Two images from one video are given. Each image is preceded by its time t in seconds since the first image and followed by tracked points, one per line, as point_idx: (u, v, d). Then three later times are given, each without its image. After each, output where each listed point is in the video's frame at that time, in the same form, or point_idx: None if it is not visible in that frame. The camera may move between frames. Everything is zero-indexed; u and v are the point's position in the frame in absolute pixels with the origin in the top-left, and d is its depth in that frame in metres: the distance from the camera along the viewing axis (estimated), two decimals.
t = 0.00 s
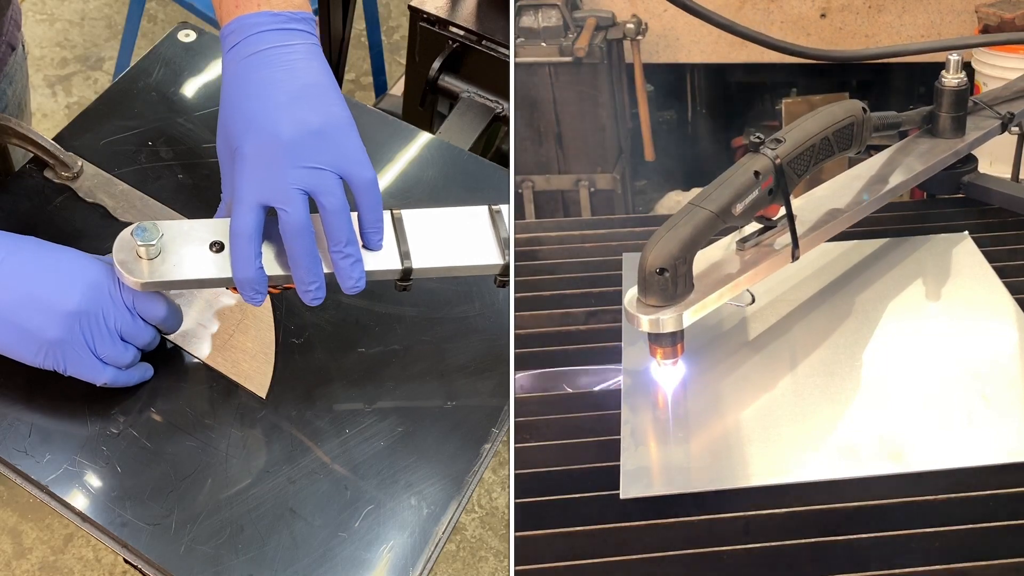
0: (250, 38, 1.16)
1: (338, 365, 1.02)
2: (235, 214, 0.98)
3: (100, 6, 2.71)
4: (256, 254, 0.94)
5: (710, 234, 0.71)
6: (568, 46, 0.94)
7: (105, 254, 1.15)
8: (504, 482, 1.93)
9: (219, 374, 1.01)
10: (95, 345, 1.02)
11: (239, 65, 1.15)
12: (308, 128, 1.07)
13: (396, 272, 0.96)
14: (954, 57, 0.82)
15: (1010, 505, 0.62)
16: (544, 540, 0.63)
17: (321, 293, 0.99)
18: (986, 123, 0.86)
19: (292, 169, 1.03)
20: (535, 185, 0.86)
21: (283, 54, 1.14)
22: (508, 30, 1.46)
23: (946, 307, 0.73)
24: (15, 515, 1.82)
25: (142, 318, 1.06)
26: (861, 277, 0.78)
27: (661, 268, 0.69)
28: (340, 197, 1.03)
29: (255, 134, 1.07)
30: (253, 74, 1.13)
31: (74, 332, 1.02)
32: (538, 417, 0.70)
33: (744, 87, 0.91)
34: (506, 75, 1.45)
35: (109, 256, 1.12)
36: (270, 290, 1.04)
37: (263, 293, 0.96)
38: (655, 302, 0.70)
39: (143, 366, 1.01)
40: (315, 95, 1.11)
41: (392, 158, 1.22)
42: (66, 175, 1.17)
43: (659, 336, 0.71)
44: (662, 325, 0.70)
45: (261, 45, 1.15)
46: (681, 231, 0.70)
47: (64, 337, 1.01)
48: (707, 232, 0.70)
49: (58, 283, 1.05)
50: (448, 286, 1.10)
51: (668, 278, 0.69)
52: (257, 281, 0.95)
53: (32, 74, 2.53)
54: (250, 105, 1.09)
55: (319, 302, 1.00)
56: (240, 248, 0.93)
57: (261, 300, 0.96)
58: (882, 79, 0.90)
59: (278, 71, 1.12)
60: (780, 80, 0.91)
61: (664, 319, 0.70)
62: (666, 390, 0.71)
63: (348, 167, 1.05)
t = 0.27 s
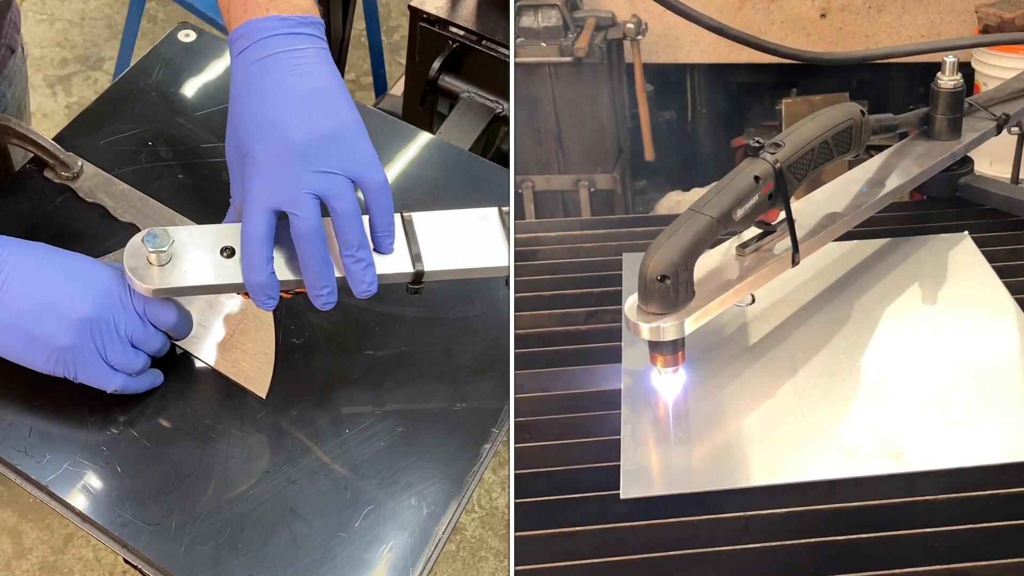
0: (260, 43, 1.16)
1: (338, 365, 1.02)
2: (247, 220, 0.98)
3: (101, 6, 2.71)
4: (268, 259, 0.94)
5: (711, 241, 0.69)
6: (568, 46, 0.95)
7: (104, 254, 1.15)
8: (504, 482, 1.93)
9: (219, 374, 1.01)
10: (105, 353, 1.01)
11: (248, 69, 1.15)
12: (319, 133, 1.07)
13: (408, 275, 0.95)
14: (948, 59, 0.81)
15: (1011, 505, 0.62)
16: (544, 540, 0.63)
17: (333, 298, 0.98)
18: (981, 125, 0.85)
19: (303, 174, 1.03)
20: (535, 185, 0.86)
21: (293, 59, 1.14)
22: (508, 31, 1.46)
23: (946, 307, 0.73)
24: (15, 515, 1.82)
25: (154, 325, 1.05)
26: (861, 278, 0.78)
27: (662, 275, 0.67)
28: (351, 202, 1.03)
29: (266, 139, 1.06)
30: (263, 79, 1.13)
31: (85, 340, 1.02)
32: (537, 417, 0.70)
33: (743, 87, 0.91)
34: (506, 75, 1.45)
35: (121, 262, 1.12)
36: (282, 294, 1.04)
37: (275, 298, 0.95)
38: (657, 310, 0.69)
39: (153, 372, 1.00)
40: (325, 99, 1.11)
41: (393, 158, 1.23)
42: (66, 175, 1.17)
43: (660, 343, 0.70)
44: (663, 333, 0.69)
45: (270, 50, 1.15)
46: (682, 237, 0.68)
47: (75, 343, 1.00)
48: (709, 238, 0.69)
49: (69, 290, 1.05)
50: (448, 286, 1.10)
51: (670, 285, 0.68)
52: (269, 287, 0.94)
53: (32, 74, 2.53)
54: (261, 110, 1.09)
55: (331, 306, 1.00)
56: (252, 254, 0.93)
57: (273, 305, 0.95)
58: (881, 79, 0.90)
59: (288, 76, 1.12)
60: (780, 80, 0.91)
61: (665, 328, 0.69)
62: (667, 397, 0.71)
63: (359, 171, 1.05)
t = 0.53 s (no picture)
0: (268, 47, 1.15)
1: (338, 365, 1.02)
2: (259, 225, 0.97)
3: (101, 6, 2.71)
4: (280, 265, 0.93)
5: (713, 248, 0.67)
6: (568, 46, 0.95)
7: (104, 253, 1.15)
8: (504, 482, 1.93)
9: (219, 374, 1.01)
10: (117, 361, 1.00)
11: (258, 75, 1.14)
12: (330, 137, 1.06)
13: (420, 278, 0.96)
14: (944, 61, 0.80)
15: (1011, 505, 0.62)
16: (544, 540, 0.63)
17: (346, 303, 0.98)
18: (976, 126, 0.84)
19: (315, 179, 1.03)
20: (535, 184, 0.86)
21: (302, 64, 1.14)
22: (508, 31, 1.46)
23: (946, 308, 0.73)
24: (15, 515, 1.82)
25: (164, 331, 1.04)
26: (860, 279, 0.78)
27: (664, 284, 0.65)
28: (363, 206, 1.02)
29: (277, 144, 1.06)
30: (272, 84, 1.12)
31: (97, 347, 1.01)
32: (537, 416, 0.70)
33: (743, 87, 0.91)
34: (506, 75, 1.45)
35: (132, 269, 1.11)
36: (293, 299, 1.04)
37: (289, 304, 0.95)
38: (659, 318, 0.67)
39: (164, 380, 1.00)
40: (336, 104, 1.10)
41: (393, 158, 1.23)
42: (66, 175, 1.17)
43: (662, 352, 0.69)
44: (664, 342, 0.68)
45: (279, 55, 1.15)
46: (683, 245, 0.66)
47: (86, 351, 0.99)
48: (710, 246, 0.66)
49: (80, 298, 1.04)
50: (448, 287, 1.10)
51: (671, 294, 0.66)
52: (282, 293, 0.93)
53: (32, 74, 2.53)
54: (271, 115, 1.09)
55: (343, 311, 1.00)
56: (264, 259, 0.93)
57: (286, 311, 0.95)
58: (881, 78, 0.90)
59: (298, 81, 1.12)
60: (779, 79, 0.91)
61: (666, 337, 0.67)
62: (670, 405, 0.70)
63: (371, 175, 1.05)
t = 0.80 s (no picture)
0: (278, 52, 1.15)
1: (338, 365, 1.02)
2: (273, 233, 0.98)
3: (101, 6, 2.71)
4: (294, 272, 0.93)
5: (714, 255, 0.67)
6: (568, 46, 0.95)
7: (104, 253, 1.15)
8: (504, 482, 1.93)
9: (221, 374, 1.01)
10: (129, 369, 1.00)
11: (268, 79, 1.14)
12: (343, 142, 1.06)
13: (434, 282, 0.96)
14: (941, 63, 0.80)
15: (1010, 505, 0.62)
16: (544, 540, 0.63)
17: (360, 308, 0.98)
18: (972, 128, 0.84)
19: (329, 185, 1.03)
20: (535, 184, 0.86)
21: (313, 68, 1.14)
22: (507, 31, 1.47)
23: (945, 308, 0.73)
24: (15, 515, 1.82)
25: (178, 339, 1.04)
26: (859, 281, 0.78)
27: (665, 292, 0.65)
28: (377, 212, 1.03)
29: (289, 150, 1.06)
30: (283, 89, 1.12)
31: (110, 355, 1.00)
32: (537, 416, 0.70)
33: (744, 87, 0.91)
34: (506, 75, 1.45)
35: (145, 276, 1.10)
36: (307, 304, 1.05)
37: (303, 310, 0.95)
38: (660, 326, 0.67)
39: (176, 388, 0.99)
40: (348, 108, 1.10)
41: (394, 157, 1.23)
42: (66, 175, 1.18)
43: (664, 361, 0.68)
44: (665, 352, 0.67)
45: (290, 59, 1.14)
46: (684, 252, 0.66)
47: (99, 359, 0.99)
48: (711, 252, 0.66)
49: (93, 306, 1.04)
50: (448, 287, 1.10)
51: (673, 302, 0.66)
52: (296, 299, 0.94)
53: (32, 74, 2.53)
54: (283, 121, 1.09)
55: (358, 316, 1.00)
56: (278, 266, 0.93)
57: (300, 317, 0.95)
58: (882, 78, 0.90)
59: (309, 86, 1.12)
60: (779, 80, 0.91)
61: (667, 346, 0.67)
62: (670, 413, 0.70)
63: (384, 180, 1.05)
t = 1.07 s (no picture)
0: (288, 57, 1.15)
1: (338, 365, 1.02)
2: (285, 239, 0.97)
3: (100, 6, 2.71)
4: (307, 277, 0.93)
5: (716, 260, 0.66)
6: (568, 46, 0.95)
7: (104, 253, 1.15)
8: (504, 482, 1.93)
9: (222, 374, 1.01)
10: (141, 376, 0.99)
11: (277, 84, 1.14)
12: (354, 147, 1.06)
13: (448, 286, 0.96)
14: (937, 64, 0.79)
15: (1010, 505, 0.62)
16: (544, 540, 0.63)
17: (373, 313, 0.98)
18: (968, 129, 0.83)
19: (341, 189, 1.03)
20: (534, 185, 0.86)
21: (322, 73, 1.13)
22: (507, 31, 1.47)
23: (945, 308, 0.73)
24: (15, 515, 1.82)
25: (190, 346, 1.04)
26: (859, 281, 0.78)
27: (667, 298, 0.64)
28: (390, 215, 1.03)
29: (301, 156, 1.06)
30: (293, 94, 1.12)
31: (121, 363, 1.00)
32: (537, 416, 0.70)
33: (744, 87, 0.91)
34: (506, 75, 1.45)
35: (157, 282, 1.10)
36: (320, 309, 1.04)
37: (316, 315, 0.95)
38: (660, 333, 0.66)
39: (187, 395, 0.99)
40: (358, 112, 1.10)
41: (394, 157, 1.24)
42: (66, 175, 1.18)
43: (665, 368, 0.67)
44: (666, 358, 0.66)
45: (299, 64, 1.14)
46: (685, 257, 0.65)
47: (111, 367, 0.98)
48: (713, 257, 0.65)
49: (105, 313, 1.03)
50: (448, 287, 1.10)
51: (674, 308, 0.65)
52: (309, 305, 0.93)
53: (32, 74, 2.53)
54: (294, 126, 1.09)
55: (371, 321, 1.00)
56: (291, 272, 0.93)
57: (314, 323, 0.95)
58: (881, 78, 0.90)
59: (319, 90, 1.12)
60: (779, 80, 0.91)
61: (668, 353, 0.66)
62: (670, 420, 0.69)
63: (396, 183, 1.05)
